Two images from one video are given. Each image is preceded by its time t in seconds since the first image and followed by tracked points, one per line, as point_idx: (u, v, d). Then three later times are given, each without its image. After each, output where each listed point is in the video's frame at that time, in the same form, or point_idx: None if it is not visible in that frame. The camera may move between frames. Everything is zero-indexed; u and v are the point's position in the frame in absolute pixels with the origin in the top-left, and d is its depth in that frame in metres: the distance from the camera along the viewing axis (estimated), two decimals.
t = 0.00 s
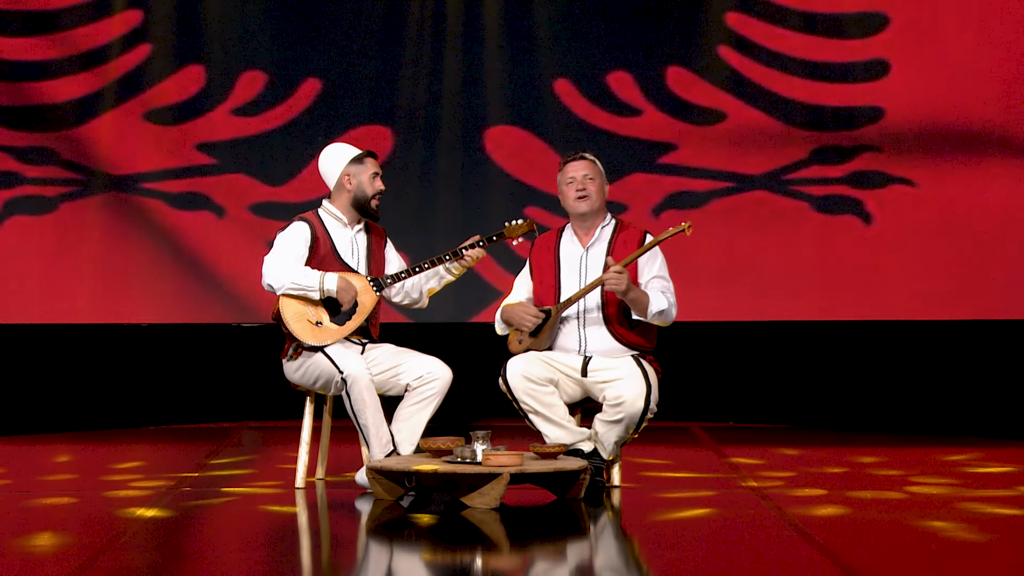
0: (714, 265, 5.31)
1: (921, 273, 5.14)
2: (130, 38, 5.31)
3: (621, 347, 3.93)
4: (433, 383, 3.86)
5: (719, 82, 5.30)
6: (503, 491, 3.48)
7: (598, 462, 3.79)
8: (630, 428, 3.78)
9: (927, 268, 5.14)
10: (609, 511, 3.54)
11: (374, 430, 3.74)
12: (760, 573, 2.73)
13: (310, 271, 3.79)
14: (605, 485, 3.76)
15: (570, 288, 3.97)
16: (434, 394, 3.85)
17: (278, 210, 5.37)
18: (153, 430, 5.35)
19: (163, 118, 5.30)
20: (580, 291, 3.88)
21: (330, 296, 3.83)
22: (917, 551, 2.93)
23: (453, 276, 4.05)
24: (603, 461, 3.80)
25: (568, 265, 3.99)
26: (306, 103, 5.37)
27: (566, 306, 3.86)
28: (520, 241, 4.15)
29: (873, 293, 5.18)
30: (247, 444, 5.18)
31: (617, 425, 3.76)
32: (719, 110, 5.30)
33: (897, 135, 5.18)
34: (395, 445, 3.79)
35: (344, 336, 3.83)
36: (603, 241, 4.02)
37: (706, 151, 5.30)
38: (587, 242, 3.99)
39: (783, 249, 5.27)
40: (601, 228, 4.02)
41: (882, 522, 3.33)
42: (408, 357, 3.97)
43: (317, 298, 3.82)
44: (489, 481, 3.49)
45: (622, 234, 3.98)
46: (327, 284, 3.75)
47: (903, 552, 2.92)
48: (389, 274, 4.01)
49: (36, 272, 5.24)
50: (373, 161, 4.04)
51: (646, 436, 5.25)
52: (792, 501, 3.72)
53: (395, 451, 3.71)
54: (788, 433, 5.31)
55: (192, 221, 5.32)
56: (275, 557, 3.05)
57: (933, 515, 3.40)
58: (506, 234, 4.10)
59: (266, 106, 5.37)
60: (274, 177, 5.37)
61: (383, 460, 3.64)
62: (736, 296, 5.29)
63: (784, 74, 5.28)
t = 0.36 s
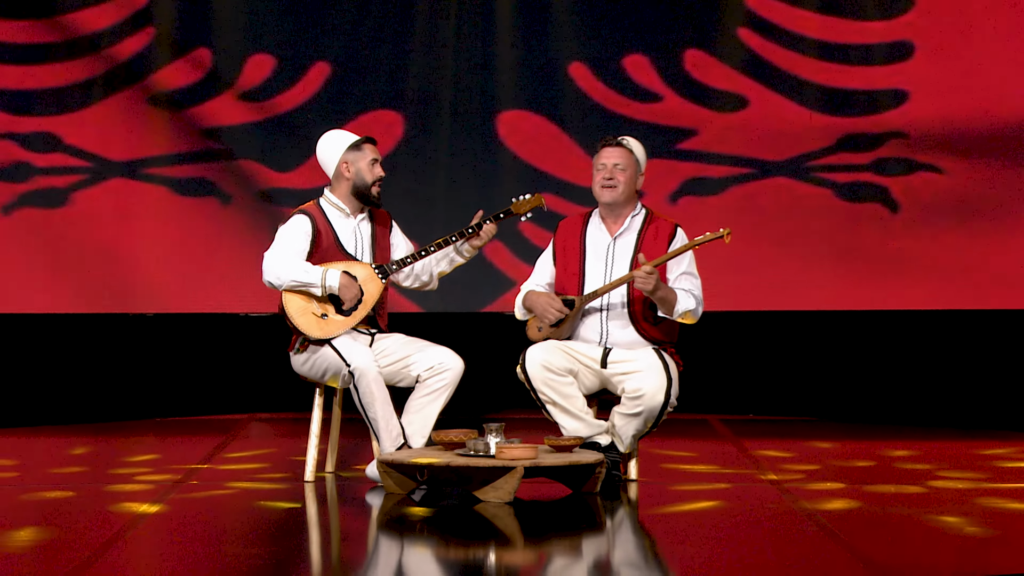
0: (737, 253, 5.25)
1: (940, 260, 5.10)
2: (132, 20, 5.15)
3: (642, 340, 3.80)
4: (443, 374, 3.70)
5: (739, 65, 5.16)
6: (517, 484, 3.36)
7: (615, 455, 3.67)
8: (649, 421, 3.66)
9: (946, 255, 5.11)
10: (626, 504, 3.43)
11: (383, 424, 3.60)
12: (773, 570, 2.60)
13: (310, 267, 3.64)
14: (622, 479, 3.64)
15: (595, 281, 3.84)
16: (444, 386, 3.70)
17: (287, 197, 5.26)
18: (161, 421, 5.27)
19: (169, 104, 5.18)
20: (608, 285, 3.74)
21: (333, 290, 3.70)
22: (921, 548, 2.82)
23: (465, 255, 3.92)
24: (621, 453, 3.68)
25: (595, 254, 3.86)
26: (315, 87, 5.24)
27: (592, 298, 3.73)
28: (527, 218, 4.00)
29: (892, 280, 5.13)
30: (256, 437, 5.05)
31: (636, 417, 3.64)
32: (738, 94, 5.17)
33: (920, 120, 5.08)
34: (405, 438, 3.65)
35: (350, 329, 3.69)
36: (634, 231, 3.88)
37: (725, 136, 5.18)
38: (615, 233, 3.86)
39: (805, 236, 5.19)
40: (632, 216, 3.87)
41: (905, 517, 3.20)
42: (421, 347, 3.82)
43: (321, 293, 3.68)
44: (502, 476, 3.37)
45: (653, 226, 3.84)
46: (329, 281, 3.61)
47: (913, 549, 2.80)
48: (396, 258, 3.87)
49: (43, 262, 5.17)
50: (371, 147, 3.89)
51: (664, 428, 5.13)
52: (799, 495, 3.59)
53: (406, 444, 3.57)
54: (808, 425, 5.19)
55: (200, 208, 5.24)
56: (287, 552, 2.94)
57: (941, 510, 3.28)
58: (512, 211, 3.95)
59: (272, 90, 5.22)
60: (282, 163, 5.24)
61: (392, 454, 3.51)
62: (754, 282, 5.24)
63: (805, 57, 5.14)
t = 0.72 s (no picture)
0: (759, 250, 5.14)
1: (971, 258, 4.97)
2: (141, 13, 5.04)
3: (665, 341, 3.67)
4: (457, 372, 3.58)
5: (763, 57, 5.02)
6: (534, 487, 3.23)
7: (636, 458, 3.53)
8: (672, 422, 3.51)
9: (977, 252, 4.96)
10: (646, 507, 3.30)
11: (397, 426, 3.50)
12: (796, 575, 2.47)
13: (318, 266, 3.53)
14: (642, 482, 3.51)
15: (619, 282, 3.71)
16: (459, 385, 3.57)
17: (299, 192, 5.12)
18: (171, 424, 5.16)
19: (178, 97, 5.07)
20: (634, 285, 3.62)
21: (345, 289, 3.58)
22: (950, 552, 2.68)
23: (494, 235, 3.89)
24: (641, 456, 3.54)
25: (620, 251, 3.74)
26: (330, 81, 5.09)
27: (616, 298, 3.61)
28: (544, 204, 3.94)
29: (921, 277, 5.00)
30: (267, 439, 4.93)
31: (659, 417, 3.51)
32: (762, 87, 5.04)
33: (949, 113, 4.96)
34: (420, 441, 3.53)
35: (365, 326, 3.58)
36: (660, 230, 3.75)
37: (748, 130, 5.06)
38: (642, 230, 3.73)
39: (832, 232, 5.04)
40: (658, 216, 3.75)
41: (935, 522, 3.06)
42: (434, 346, 3.69)
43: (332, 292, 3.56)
44: (519, 478, 3.25)
45: (680, 226, 3.72)
46: (340, 279, 3.51)
47: (942, 552, 2.68)
48: (410, 254, 3.76)
49: (49, 260, 5.05)
50: (375, 145, 3.78)
51: (684, 431, 5.00)
52: (822, 499, 3.45)
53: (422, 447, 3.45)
54: (832, 428, 5.05)
55: (211, 204, 5.10)
56: (300, 555, 2.82)
57: (974, 513, 3.15)
58: (529, 199, 3.90)
59: (283, 84, 5.09)
60: (295, 159, 5.11)
61: (408, 456, 3.39)
62: (779, 281, 5.09)
63: (832, 49, 5.00)
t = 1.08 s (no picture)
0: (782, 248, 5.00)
1: (1000, 256, 4.84)
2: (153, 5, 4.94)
3: (683, 340, 3.55)
4: (464, 371, 3.46)
5: (785, 51, 4.90)
6: (549, 491, 3.11)
7: (654, 461, 3.41)
8: (690, 424, 3.39)
9: (1006, 250, 4.84)
10: (665, 512, 3.18)
11: (408, 429, 3.39)
12: None
13: (325, 271, 3.43)
14: (660, 486, 3.39)
15: (635, 280, 3.59)
16: (464, 385, 3.45)
17: (310, 189, 5.01)
18: (182, 425, 5.07)
19: (187, 91, 4.96)
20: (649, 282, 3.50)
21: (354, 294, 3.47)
22: (981, 560, 2.54)
23: (506, 225, 3.78)
24: (659, 459, 3.42)
25: (635, 248, 3.62)
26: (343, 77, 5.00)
27: (632, 296, 3.49)
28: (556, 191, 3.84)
29: (948, 276, 4.87)
30: (277, 442, 4.82)
31: (676, 419, 3.38)
32: (785, 81, 4.91)
33: (979, 107, 4.82)
34: (430, 443, 3.42)
35: (374, 330, 3.47)
36: (677, 226, 3.63)
37: (770, 125, 4.93)
38: (658, 228, 3.61)
39: (856, 231, 4.92)
40: (675, 212, 3.63)
41: (954, 531, 2.92)
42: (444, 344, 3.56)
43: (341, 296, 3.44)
44: (535, 481, 3.13)
45: (696, 222, 3.59)
46: (347, 285, 3.40)
47: (973, 563, 2.52)
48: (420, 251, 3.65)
49: (59, 259, 4.97)
50: (383, 146, 3.65)
51: (705, 433, 4.86)
52: (845, 503, 3.33)
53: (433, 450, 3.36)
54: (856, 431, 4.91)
55: (221, 201, 5.00)
56: (312, 558, 2.71)
57: (1005, 518, 3.03)
58: (541, 186, 3.79)
59: (295, 79, 4.99)
60: (306, 155, 5.00)
61: (422, 458, 3.28)
62: (802, 279, 4.97)
63: (857, 42, 4.87)
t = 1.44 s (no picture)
0: (804, 247, 4.86)
1: None
2: None
3: (699, 339, 3.43)
4: (474, 371, 3.34)
5: (807, 44, 4.78)
6: (565, 496, 2.99)
7: (671, 464, 3.29)
8: (708, 425, 3.27)
9: None
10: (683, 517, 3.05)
11: (417, 432, 3.28)
12: None
13: (330, 270, 3.32)
14: (678, 490, 3.28)
15: (648, 277, 3.47)
16: (473, 384, 3.34)
17: (321, 187, 4.92)
18: (189, 428, 4.96)
19: (196, 87, 4.87)
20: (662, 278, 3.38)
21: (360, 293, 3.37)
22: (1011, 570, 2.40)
23: (518, 222, 3.66)
24: (676, 462, 3.30)
25: (647, 247, 3.51)
26: (353, 72, 4.89)
27: (645, 293, 3.37)
28: (569, 187, 3.73)
29: (974, 276, 4.75)
30: (286, 445, 4.71)
31: (693, 420, 3.27)
32: (806, 76, 4.79)
33: (1007, 102, 4.68)
34: (440, 447, 3.30)
35: (381, 330, 3.36)
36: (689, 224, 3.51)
37: (791, 121, 4.81)
38: (670, 225, 3.49)
39: (879, 229, 4.80)
40: (686, 209, 3.51)
41: (982, 535, 2.77)
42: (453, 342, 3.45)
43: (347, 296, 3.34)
44: (549, 486, 3.00)
45: (708, 218, 3.47)
46: (353, 284, 3.29)
47: (1000, 571, 2.37)
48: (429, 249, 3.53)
49: (63, 258, 4.86)
50: (392, 145, 3.54)
51: (724, 437, 4.73)
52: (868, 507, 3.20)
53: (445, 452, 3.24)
54: (879, 434, 4.78)
55: (232, 201, 4.92)
56: (321, 565, 2.59)
57: None
58: (553, 182, 3.68)
59: (305, 74, 4.88)
60: (317, 152, 4.91)
61: (432, 462, 3.17)
62: (824, 279, 4.84)
63: (881, 35, 4.74)
